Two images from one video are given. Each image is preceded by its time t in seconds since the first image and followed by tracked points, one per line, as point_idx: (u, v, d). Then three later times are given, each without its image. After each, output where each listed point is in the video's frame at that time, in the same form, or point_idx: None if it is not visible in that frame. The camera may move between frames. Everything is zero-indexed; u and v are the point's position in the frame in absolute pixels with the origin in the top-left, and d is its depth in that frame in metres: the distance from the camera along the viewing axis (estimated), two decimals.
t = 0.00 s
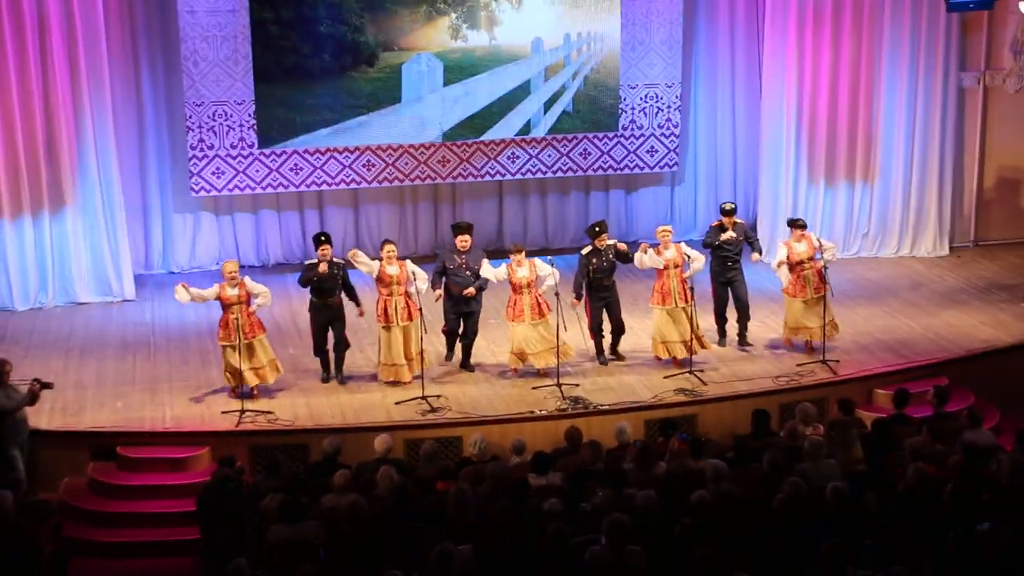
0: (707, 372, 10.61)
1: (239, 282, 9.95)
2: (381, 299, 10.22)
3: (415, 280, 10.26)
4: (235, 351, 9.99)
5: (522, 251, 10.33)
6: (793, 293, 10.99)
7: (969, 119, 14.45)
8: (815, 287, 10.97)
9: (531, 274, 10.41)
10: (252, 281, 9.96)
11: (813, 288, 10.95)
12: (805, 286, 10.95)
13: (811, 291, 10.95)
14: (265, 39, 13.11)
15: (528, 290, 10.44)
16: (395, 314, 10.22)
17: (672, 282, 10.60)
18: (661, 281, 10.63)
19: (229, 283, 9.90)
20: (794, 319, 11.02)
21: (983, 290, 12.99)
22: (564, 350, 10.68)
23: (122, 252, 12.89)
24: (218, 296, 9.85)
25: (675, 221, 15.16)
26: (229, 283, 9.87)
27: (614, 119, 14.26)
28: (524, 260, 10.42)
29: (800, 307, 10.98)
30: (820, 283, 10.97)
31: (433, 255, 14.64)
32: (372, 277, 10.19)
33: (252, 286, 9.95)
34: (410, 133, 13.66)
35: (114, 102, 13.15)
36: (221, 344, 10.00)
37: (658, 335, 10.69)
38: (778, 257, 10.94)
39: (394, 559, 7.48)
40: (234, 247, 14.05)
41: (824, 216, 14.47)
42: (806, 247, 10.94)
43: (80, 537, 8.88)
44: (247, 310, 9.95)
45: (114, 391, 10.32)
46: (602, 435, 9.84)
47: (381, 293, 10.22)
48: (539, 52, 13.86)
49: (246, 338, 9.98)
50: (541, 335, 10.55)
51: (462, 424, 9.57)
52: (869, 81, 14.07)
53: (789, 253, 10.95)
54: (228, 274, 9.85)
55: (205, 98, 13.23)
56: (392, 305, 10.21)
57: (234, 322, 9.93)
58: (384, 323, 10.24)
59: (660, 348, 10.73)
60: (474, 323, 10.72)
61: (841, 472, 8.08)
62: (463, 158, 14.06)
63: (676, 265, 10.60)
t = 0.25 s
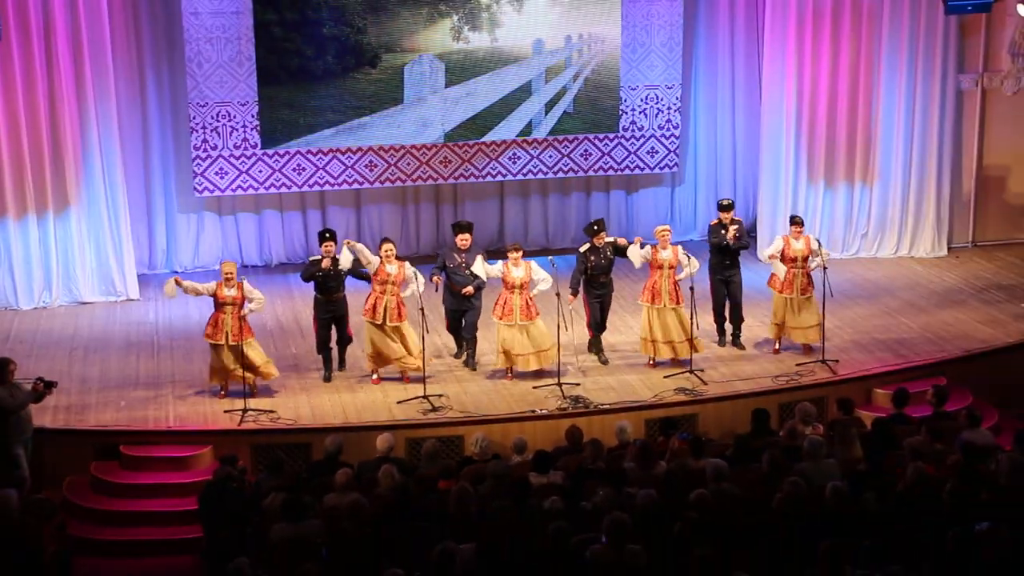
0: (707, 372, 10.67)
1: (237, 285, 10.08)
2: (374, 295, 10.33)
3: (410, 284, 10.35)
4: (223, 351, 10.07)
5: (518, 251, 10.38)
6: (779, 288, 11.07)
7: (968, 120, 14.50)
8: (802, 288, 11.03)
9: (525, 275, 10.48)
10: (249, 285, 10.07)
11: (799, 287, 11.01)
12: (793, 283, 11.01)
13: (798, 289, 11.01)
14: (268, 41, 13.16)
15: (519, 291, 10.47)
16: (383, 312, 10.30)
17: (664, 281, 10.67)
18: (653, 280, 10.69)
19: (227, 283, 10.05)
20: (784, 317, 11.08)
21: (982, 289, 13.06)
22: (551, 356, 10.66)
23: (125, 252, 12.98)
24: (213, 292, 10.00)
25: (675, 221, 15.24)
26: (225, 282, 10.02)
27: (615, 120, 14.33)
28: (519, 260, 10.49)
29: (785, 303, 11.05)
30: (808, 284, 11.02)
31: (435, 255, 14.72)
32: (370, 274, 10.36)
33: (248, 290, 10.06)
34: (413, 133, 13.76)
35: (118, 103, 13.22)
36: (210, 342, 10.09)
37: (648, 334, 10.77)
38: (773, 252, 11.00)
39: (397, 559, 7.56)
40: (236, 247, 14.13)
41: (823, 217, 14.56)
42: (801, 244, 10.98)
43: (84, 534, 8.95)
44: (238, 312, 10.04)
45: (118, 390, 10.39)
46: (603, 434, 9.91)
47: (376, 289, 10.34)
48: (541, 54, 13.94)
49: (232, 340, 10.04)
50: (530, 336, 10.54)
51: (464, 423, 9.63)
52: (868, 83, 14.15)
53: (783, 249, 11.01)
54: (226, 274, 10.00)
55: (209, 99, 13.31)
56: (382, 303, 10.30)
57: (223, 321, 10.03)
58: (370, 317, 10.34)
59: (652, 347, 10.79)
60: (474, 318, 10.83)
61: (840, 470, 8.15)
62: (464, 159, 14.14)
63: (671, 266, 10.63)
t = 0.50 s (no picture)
0: (708, 372, 10.67)
1: (230, 285, 10.03)
2: (372, 298, 10.30)
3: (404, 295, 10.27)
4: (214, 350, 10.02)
5: (515, 250, 10.30)
6: (772, 286, 11.02)
7: (970, 121, 14.49)
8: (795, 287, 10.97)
9: (520, 276, 10.36)
10: (243, 286, 10.01)
11: (791, 288, 10.95)
12: (787, 283, 10.95)
13: (792, 290, 10.95)
14: (270, 40, 13.16)
15: (513, 292, 10.34)
16: (379, 317, 10.28)
17: (663, 281, 10.62)
18: (652, 279, 10.65)
19: (221, 283, 9.98)
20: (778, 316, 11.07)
21: (984, 290, 13.05)
22: (536, 360, 10.53)
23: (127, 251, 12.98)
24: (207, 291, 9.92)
25: (677, 221, 15.24)
26: (220, 282, 9.95)
27: (616, 120, 14.33)
28: (515, 261, 10.38)
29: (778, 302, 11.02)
30: (800, 285, 10.96)
31: (437, 255, 14.72)
32: (369, 277, 10.30)
33: (243, 291, 10.02)
34: (415, 133, 13.76)
35: (120, 103, 13.22)
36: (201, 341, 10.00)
37: (642, 333, 10.75)
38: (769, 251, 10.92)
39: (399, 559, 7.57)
40: (238, 247, 14.13)
41: (825, 217, 14.57)
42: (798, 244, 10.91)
43: (84, 534, 8.97)
44: (231, 312, 9.97)
45: (120, 390, 10.39)
46: (604, 435, 9.91)
47: (374, 292, 10.31)
48: (543, 54, 13.94)
49: (224, 339, 9.94)
50: (519, 337, 10.43)
51: (465, 423, 9.63)
52: (870, 83, 14.14)
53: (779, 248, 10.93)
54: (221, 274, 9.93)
55: (210, 99, 13.31)
56: (379, 307, 10.28)
57: (216, 320, 9.94)
58: (366, 319, 10.33)
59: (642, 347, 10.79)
60: (478, 314, 10.95)
61: (841, 470, 8.15)
62: (466, 159, 14.15)
63: (670, 266, 10.62)
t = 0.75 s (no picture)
0: (708, 373, 10.67)
1: (221, 286, 10.04)
2: (376, 296, 10.30)
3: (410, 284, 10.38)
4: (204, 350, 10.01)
5: (507, 252, 10.27)
6: (767, 286, 11.00)
7: (970, 121, 14.48)
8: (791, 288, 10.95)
9: (511, 277, 10.36)
10: (234, 287, 10.03)
11: (788, 288, 10.93)
12: (782, 283, 10.93)
13: (786, 290, 10.93)
14: (270, 41, 13.17)
15: (501, 292, 10.34)
16: (388, 311, 10.28)
17: (666, 282, 10.64)
18: (655, 280, 10.66)
19: (211, 283, 9.99)
20: (770, 316, 11.03)
21: (985, 290, 13.05)
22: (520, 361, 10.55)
23: (128, 252, 12.98)
24: (197, 290, 9.95)
25: (678, 221, 15.25)
26: (211, 282, 9.97)
27: (616, 120, 14.34)
28: (506, 261, 10.37)
29: (772, 302, 10.99)
30: (796, 285, 10.94)
31: (437, 255, 14.74)
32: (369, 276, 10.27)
33: (234, 292, 10.03)
34: (415, 134, 13.77)
35: (121, 103, 13.23)
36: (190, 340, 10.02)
37: (642, 334, 10.76)
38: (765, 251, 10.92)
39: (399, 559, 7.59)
40: (238, 247, 14.14)
41: (825, 218, 14.57)
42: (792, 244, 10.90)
43: (85, 534, 8.97)
44: (221, 311, 9.99)
45: (120, 390, 10.39)
46: (604, 435, 9.91)
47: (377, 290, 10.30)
48: (543, 54, 13.94)
49: (213, 340, 9.98)
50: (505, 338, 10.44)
51: (465, 423, 9.63)
52: (870, 84, 14.14)
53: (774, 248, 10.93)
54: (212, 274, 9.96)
55: (211, 99, 13.31)
56: (386, 303, 10.27)
57: (206, 320, 9.96)
58: (375, 318, 10.32)
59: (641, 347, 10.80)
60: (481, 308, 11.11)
61: (841, 471, 8.15)
62: (466, 159, 14.15)
63: (672, 266, 10.62)
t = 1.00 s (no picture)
0: (713, 373, 10.68)
1: (219, 292, 10.05)
2: (386, 302, 10.28)
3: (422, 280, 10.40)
4: (194, 354, 10.01)
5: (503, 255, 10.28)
6: (767, 289, 11.02)
7: (975, 122, 14.48)
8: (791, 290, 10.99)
9: (507, 281, 10.34)
10: (232, 295, 10.08)
11: (788, 290, 10.96)
12: (783, 286, 10.96)
13: (786, 293, 10.96)
14: (276, 41, 13.19)
15: (496, 295, 10.33)
16: (401, 314, 10.29)
17: (673, 284, 10.64)
18: (663, 283, 10.65)
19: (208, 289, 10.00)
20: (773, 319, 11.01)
21: (990, 291, 13.05)
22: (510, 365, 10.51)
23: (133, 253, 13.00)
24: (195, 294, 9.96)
25: (682, 222, 15.24)
26: (208, 288, 9.98)
27: (621, 121, 14.36)
28: (502, 264, 10.36)
29: (772, 304, 10.99)
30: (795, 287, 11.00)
31: (442, 255, 14.74)
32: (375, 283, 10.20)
33: (231, 300, 10.07)
34: (420, 134, 13.78)
35: (126, 104, 13.24)
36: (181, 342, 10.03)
37: (653, 336, 10.73)
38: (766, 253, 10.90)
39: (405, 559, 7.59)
40: (244, 247, 14.15)
41: (830, 219, 14.57)
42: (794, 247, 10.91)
43: (91, 533, 8.99)
44: (216, 317, 10.00)
45: (126, 390, 10.40)
46: (610, 436, 9.92)
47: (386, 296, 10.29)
48: (547, 55, 13.95)
49: (207, 344, 10.00)
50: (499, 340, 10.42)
51: (471, 424, 9.64)
52: (874, 85, 14.14)
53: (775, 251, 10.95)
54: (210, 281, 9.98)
55: (216, 99, 13.31)
56: (397, 307, 10.26)
57: (199, 324, 9.98)
58: (389, 323, 10.32)
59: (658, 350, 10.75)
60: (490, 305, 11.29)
61: (847, 472, 8.16)
62: (471, 160, 14.15)
63: (679, 267, 10.57)
